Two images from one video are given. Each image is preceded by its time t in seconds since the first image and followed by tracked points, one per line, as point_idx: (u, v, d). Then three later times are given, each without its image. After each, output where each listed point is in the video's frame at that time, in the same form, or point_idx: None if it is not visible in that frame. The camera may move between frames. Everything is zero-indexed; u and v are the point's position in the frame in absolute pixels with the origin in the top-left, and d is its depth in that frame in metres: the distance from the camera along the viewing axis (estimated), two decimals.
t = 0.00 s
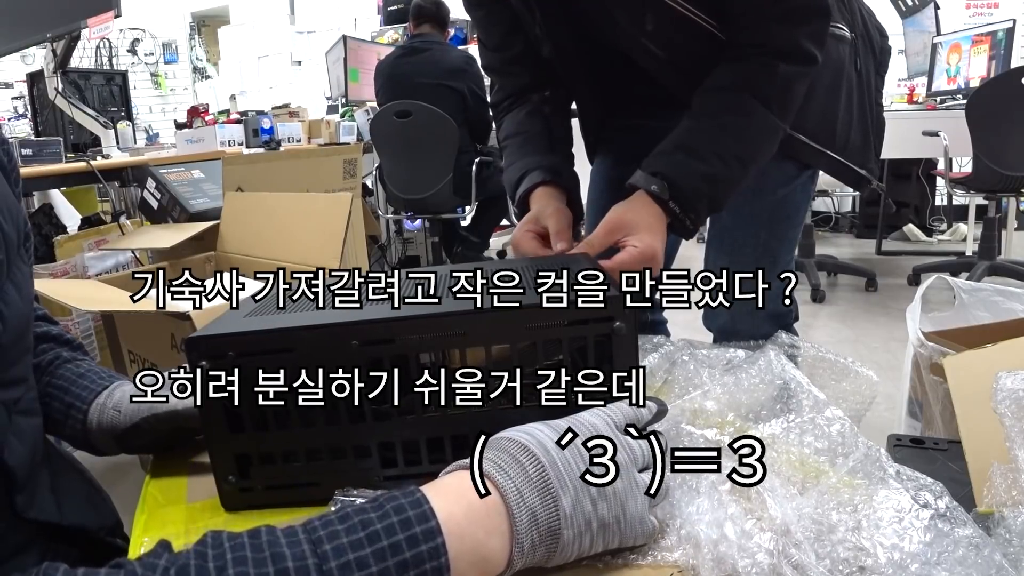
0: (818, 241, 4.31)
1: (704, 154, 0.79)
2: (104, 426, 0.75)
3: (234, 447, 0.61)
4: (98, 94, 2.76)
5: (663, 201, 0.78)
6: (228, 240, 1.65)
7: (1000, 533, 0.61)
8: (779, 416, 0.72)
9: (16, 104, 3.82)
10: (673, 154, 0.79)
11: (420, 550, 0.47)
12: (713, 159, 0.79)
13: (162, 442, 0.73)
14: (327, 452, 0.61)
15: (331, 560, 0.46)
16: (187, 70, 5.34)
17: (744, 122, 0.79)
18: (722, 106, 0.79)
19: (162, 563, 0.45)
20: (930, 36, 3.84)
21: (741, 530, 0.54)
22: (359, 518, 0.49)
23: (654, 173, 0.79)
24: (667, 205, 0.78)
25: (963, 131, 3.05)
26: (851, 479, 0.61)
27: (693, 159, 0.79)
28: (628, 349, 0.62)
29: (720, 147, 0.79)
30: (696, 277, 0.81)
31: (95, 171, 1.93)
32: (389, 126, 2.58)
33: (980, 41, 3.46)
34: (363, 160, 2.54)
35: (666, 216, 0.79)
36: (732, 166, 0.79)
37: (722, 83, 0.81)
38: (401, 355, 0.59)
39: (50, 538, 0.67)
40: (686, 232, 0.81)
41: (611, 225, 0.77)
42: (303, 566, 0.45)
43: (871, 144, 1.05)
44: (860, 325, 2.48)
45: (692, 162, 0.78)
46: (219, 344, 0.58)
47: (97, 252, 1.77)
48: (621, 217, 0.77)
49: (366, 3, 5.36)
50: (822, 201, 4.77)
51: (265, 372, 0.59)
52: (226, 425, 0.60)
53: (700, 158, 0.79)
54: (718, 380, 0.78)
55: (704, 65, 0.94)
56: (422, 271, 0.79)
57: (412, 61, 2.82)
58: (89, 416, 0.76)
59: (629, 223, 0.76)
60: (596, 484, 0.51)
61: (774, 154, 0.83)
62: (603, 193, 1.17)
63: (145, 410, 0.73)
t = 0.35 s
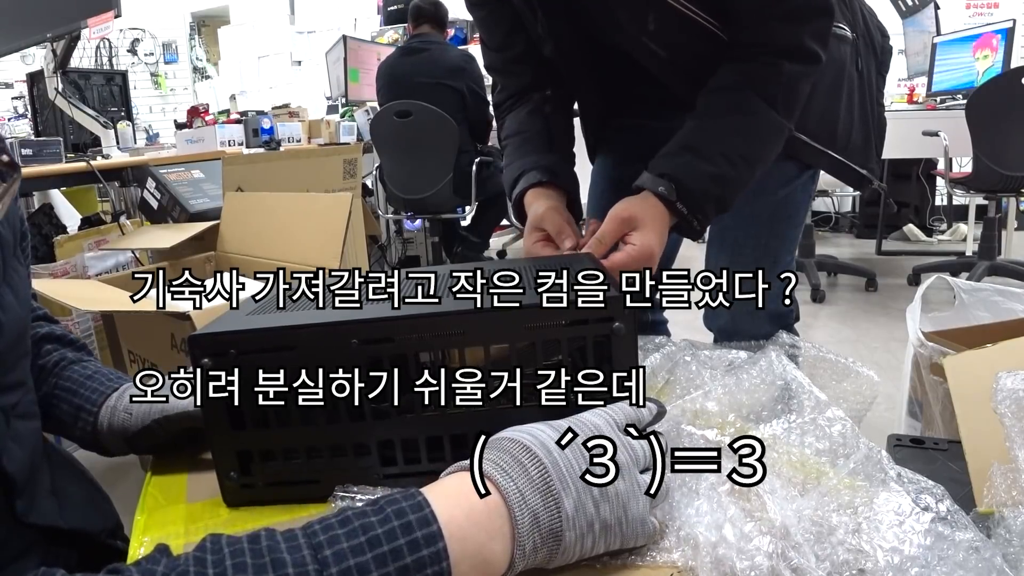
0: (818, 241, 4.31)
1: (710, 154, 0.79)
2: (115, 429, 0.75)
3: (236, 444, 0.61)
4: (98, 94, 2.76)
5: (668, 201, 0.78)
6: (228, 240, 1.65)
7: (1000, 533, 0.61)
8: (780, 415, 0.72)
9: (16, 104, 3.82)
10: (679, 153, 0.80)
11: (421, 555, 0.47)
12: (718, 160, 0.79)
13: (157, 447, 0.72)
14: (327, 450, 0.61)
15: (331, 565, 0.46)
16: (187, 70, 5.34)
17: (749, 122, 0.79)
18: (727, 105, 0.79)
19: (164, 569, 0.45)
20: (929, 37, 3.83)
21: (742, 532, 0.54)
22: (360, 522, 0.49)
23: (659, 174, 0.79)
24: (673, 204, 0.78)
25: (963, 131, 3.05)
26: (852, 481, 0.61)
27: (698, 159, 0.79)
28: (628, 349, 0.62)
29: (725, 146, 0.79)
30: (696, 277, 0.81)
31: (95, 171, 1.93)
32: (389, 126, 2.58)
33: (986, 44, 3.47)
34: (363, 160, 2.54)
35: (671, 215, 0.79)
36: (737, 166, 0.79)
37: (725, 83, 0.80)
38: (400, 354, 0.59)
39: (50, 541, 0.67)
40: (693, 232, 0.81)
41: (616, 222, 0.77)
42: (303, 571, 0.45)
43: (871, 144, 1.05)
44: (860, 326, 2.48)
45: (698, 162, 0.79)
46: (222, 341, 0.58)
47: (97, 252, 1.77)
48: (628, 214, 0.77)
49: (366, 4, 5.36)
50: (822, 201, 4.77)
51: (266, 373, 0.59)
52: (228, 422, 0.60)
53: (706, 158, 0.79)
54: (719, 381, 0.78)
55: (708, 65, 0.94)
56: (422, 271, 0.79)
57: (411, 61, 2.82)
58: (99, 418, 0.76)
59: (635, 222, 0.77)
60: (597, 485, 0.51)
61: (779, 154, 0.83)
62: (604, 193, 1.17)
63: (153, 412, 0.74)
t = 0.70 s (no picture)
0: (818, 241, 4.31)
1: (706, 159, 0.79)
2: (116, 430, 0.75)
3: (238, 444, 0.61)
4: (98, 94, 2.76)
5: (666, 206, 0.78)
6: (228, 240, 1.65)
7: (1000, 534, 0.61)
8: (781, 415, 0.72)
9: (16, 104, 3.82)
10: (673, 158, 0.79)
11: (421, 556, 0.47)
12: (715, 165, 0.79)
13: (158, 448, 0.72)
14: (328, 450, 0.61)
15: (332, 567, 0.46)
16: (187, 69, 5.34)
17: (746, 127, 0.79)
18: (724, 109, 0.79)
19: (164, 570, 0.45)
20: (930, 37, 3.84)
21: (743, 532, 0.54)
22: (360, 522, 0.49)
23: (654, 177, 0.79)
24: (671, 208, 0.79)
25: (963, 131, 3.05)
26: (853, 482, 0.61)
27: (695, 162, 0.79)
28: (628, 350, 0.62)
29: (722, 150, 0.79)
30: (696, 278, 0.81)
31: (95, 171, 1.93)
32: (389, 126, 2.58)
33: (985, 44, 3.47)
34: (363, 160, 2.54)
35: (668, 219, 0.80)
36: (732, 171, 0.80)
37: (723, 85, 0.80)
38: (400, 354, 0.59)
39: (51, 540, 0.66)
40: (686, 234, 0.82)
41: (623, 226, 0.77)
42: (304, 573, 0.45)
43: (871, 145, 1.05)
44: (860, 326, 2.48)
45: (694, 167, 0.78)
46: (223, 341, 0.59)
47: (97, 252, 1.77)
48: (634, 220, 0.77)
49: (366, 3, 5.36)
50: (822, 200, 4.77)
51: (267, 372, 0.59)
52: (228, 423, 0.60)
53: (702, 162, 0.79)
54: (720, 381, 0.78)
55: (705, 67, 0.94)
56: (421, 272, 0.79)
57: (411, 62, 2.82)
58: (101, 420, 0.76)
59: (642, 228, 0.77)
60: (598, 485, 0.51)
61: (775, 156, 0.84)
62: (603, 193, 1.17)
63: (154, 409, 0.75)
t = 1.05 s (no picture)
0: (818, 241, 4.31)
1: (645, 142, 0.74)
2: (112, 427, 0.74)
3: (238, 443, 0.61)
4: (98, 94, 2.76)
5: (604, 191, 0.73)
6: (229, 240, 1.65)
7: (1000, 534, 0.60)
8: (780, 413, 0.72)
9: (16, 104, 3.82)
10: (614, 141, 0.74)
11: (419, 548, 0.47)
12: (655, 149, 0.74)
13: (158, 444, 0.72)
14: (327, 449, 0.61)
15: (331, 558, 0.46)
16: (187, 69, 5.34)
17: (685, 109, 0.74)
18: (664, 94, 0.75)
19: (165, 563, 0.46)
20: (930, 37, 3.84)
21: (743, 529, 0.54)
22: (359, 517, 0.49)
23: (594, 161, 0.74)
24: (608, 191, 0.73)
25: (963, 131, 3.05)
26: (852, 482, 0.61)
27: (635, 146, 0.74)
28: (628, 351, 0.61)
29: (662, 134, 0.74)
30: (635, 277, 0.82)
31: (96, 171, 1.93)
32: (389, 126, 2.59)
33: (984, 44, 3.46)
34: (363, 160, 2.54)
35: (605, 207, 0.74)
36: (672, 156, 0.74)
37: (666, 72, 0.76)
38: (399, 354, 0.59)
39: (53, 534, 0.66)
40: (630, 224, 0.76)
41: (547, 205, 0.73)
42: (303, 564, 0.45)
43: (827, 141, 1.02)
44: (859, 326, 2.48)
45: (633, 150, 0.73)
46: (223, 341, 0.58)
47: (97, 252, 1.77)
48: (559, 200, 0.73)
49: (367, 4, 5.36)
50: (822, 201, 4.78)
51: (267, 371, 0.59)
52: (228, 422, 0.60)
53: (641, 145, 0.74)
54: (718, 381, 0.77)
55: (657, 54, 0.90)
56: (423, 273, 0.79)
57: (411, 62, 2.80)
58: (99, 417, 0.76)
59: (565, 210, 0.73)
60: (596, 484, 0.51)
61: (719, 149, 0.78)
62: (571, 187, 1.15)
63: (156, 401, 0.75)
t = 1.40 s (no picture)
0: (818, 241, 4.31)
1: (564, 150, 0.84)
2: (118, 417, 0.75)
3: (238, 440, 0.61)
4: (98, 94, 2.76)
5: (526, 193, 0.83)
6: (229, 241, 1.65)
7: (1000, 534, 0.60)
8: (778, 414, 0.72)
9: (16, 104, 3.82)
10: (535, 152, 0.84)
11: (418, 551, 0.47)
12: (570, 155, 0.84)
13: (157, 441, 0.72)
14: (325, 448, 0.61)
15: (330, 560, 0.46)
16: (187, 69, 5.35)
17: (600, 123, 0.85)
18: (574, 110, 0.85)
19: (164, 565, 0.46)
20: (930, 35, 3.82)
21: (741, 533, 0.54)
22: (358, 518, 0.49)
23: (518, 167, 0.84)
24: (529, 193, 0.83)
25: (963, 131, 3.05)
26: (850, 484, 0.61)
27: (555, 155, 0.84)
28: (624, 353, 0.61)
29: (579, 143, 0.84)
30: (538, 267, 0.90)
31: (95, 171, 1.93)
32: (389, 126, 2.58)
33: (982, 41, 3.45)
34: (363, 160, 2.54)
35: (528, 205, 0.84)
36: (589, 161, 0.85)
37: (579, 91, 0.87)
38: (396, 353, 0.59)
39: (52, 523, 0.67)
40: (550, 221, 0.86)
41: (472, 203, 0.81)
42: (302, 566, 0.45)
43: (721, 150, 1.16)
44: (859, 326, 2.48)
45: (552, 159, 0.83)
46: (223, 338, 0.59)
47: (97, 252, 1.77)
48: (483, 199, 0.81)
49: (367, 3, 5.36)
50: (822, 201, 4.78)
51: (266, 369, 0.59)
52: (228, 419, 0.61)
53: (558, 153, 0.84)
54: (716, 380, 0.77)
55: (573, 78, 1.01)
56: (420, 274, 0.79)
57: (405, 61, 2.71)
58: (104, 409, 0.76)
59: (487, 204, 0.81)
60: (592, 487, 0.51)
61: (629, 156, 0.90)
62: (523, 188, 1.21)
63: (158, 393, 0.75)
